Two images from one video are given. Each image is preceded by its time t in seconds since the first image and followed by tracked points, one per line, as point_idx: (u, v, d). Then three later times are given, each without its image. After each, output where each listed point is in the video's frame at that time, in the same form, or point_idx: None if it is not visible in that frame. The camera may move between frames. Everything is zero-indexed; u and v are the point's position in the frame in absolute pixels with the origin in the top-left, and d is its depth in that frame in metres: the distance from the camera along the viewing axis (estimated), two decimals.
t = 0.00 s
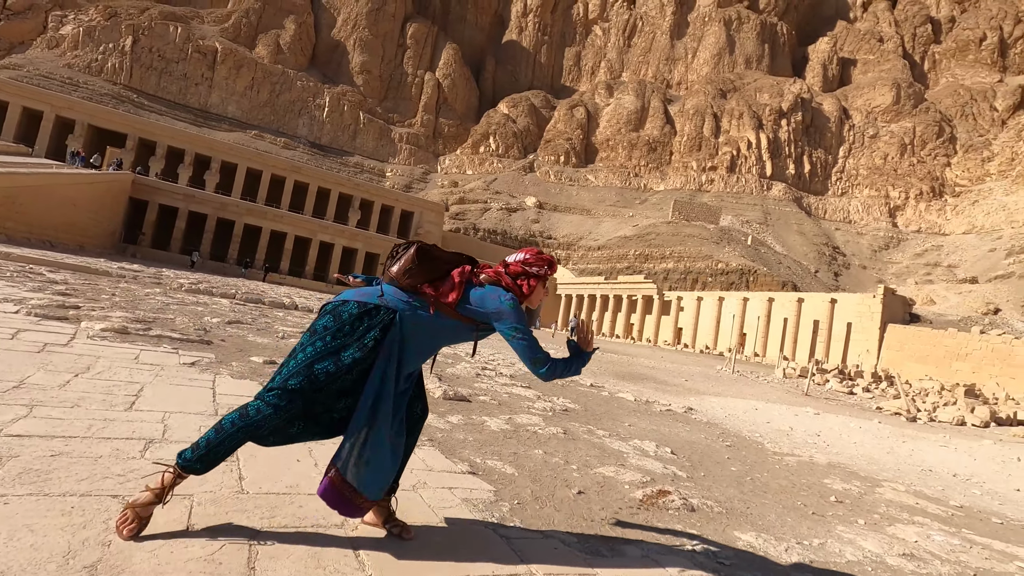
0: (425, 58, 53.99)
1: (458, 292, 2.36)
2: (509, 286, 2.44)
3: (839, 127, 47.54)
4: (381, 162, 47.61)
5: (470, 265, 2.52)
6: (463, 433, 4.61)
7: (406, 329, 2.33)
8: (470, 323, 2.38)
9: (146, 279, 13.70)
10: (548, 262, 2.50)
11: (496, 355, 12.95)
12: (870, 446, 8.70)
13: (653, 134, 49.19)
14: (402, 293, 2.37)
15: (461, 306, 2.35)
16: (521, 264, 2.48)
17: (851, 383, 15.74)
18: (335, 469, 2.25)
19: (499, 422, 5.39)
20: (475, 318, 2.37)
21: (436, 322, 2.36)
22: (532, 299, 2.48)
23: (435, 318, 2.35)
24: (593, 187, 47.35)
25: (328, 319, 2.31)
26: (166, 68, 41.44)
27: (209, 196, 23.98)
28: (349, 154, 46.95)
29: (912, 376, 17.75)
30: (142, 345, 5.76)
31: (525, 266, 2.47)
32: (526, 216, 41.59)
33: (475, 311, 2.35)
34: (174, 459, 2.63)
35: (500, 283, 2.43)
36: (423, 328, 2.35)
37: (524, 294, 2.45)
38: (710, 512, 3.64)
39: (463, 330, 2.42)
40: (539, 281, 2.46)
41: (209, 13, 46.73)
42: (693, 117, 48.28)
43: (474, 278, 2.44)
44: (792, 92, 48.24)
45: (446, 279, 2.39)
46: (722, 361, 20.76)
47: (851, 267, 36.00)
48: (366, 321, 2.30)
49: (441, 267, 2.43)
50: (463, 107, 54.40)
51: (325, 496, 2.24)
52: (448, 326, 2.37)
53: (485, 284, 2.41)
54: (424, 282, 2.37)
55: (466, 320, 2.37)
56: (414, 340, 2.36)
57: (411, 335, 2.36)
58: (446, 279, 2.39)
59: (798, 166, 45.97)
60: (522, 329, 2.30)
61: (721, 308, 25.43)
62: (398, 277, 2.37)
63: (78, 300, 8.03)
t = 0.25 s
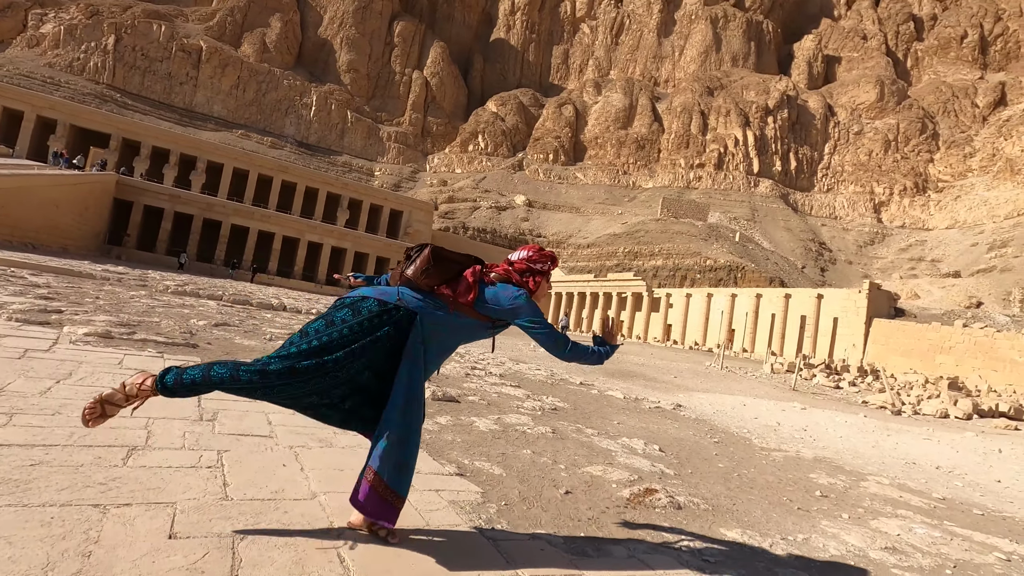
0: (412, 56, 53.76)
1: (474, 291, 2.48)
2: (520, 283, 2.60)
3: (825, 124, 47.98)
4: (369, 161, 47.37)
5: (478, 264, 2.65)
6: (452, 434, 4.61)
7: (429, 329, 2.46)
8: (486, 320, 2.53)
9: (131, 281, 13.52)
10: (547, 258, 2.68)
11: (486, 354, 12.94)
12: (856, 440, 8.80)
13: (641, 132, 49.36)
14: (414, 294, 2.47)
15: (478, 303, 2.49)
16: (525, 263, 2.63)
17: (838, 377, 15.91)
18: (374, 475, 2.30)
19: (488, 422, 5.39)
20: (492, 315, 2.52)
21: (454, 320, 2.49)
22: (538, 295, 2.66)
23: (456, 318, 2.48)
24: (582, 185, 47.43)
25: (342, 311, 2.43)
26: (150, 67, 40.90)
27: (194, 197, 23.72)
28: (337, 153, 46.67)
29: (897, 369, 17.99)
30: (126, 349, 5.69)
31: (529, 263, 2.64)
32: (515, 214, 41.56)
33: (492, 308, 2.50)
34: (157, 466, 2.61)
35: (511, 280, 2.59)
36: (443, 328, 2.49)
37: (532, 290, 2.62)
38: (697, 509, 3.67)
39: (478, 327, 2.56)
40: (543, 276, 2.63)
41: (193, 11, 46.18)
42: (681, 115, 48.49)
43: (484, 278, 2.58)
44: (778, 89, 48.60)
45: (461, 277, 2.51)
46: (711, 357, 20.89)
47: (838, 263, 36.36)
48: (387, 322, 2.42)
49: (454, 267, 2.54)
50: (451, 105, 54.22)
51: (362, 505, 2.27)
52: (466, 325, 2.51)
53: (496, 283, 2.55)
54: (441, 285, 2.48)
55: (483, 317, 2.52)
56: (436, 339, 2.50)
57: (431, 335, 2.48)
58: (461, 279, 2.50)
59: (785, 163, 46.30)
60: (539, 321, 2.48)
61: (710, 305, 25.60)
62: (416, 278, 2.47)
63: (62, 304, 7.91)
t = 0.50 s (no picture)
0: (402, 57, 53.66)
1: (476, 290, 2.45)
2: (519, 283, 2.58)
3: (814, 119, 48.26)
4: (360, 163, 47.22)
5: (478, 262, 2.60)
6: (445, 436, 4.62)
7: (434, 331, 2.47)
8: (487, 319, 2.51)
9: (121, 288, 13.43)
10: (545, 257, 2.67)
11: (481, 355, 12.93)
12: (849, 434, 8.86)
13: (632, 129, 49.49)
14: (415, 290, 2.44)
15: (480, 303, 2.46)
16: (522, 263, 2.61)
17: (831, 370, 16.02)
18: (412, 473, 2.32)
19: (482, 423, 5.39)
20: (493, 314, 2.49)
21: (456, 319, 2.48)
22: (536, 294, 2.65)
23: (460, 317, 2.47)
24: (574, 183, 47.48)
25: (347, 295, 2.41)
26: (137, 71, 40.61)
27: (184, 201, 23.57)
28: (327, 155, 46.50)
29: (889, 362, 18.14)
30: (117, 357, 5.66)
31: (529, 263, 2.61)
32: (507, 214, 41.54)
33: (495, 307, 2.46)
34: (147, 476, 2.59)
35: (511, 279, 2.56)
36: (446, 327, 2.49)
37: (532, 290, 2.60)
38: (689, 506, 3.69)
39: (479, 326, 2.55)
40: (542, 275, 2.62)
41: (180, 15, 45.91)
42: (671, 112, 48.65)
43: (485, 276, 2.54)
44: (768, 85, 48.83)
45: (464, 277, 2.46)
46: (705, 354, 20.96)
47: (828, 257, 36.60)
48: (391, 312, 2.41)
49: (456, 265, 2.49)
50: (441, 105, 54.12)
51: (410, 505, 2.32)
52: (467, 324, 2.50)
53: (498, 282, 2.52)
54: (444, 284, 2.43)
55: (484, 317, 2.49)
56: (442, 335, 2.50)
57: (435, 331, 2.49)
58: (463, 278, 2.45)
59: (775, 158, 46.53)
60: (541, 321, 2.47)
61: (703, 301, 25.69)
62: (421, 276, 2.42)
63: (50, 313, 7.85)
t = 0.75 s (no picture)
0: (398, 57, 53.59)
1: (479, 288, 2.45)
2: (521, 286, 2.56)
3: (813, 108, 48.06)
4: (360, 164, 47.23)
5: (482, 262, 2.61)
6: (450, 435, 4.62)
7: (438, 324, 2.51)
8: (488, 317, 2.51)
9: (125, 295, 13.47)
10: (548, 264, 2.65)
11: (486, 353, 12.93)
12: (857, 423, 8.81)
13: (631, 123, 49.38)
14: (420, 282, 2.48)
15: (482, 300, 2.46)
16: (524, 268, 2.58)
17: (836, 360, 15.98)
18: (441, 460, 2.43)
19: (487, 422, 5.39)
20: (494, 313, 2.50)
21: (459, 315, 2.50)
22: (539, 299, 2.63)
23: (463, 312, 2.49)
24: (574, 179, 47.41)
25: (354, 280, 2.47)
26: (135, 79, 40.67)
27: (185, 207, 23.59)
28: (327, 157, 46.52)
29: (894, 350, 18.10)
30: (121, 365, 5.68)
31: (533, 268, 2.59)
32: (508, 211, 41.49)
33: (496, 306, 2.46)
34: (156, 482, 2.61)
35: (513, 280, 2.55)
36: (448, 322, 2.51)
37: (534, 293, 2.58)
38: (697, 500, 3.68)
39: (480, 325, 2.56)
40: (543, 280, 2.61)
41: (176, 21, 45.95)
42: (670, 105, 48.55)
43: (489, 276, 2.54)
44: (766, 75, 48.63)
45: (469, 274, 2.47)
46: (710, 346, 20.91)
47: (832, 246, 36.53)
48: (394, 299, 2.44)
49: (462, 262, 2.50)
50: (439, 104, 54.05)
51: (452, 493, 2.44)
52: (470, 320, 2.51)
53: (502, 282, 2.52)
54: (448, 279, 2.45)
55: (486, 314, 2.50)
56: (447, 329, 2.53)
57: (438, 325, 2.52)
58: (468, 275, 2.46)
59: (776, 148, 46.36)
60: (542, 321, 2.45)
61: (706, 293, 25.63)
62: (426, 268, 2.45)
63: (55, 322, 7.86)
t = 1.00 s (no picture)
0: (398, 58, 53.61)
1: (480, 291, 2.46)
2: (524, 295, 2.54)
3: (817, 94, 47.72)
4: (363, 166, 47.33)
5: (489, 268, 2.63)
6: (462, 434, 4.64)
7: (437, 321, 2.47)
8: (486, 322, 2.50)
9: (136, 304, 13.61)
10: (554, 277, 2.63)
11: (495, 351, 12.95)
12: (870, 410, 8.77)
13: (633, 116, 49.20)
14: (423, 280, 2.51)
15: (481, 303, 2.46)
16: (529, 277, 2.58)
17: (847, 347, 15.87)
18: (441, 456, 2.34)
19: (499, 420, 5.40)
20: (494, 317, 2.48)
21: (459, 315, 2.47)
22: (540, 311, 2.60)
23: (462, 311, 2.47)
24: (578, 174, 47.31)
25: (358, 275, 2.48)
26: (138, 89, 40.92)
27: (192, 214, 23.73)
28: (330, 160, 46.65)
29: (906, 336, 17.99)
30: (135, 373, 5.75)
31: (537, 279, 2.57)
32: (513, 209, 41.47)
33: (494, 310, 2.46)
34: (173, 487, 2.64)
35: (515, 288, 2.55)
36: (447, 320, 2.48)
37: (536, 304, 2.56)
38: (711, 491, 3.69)
39: (480, 329, 2.54)
40: (546, 293, 2.58)
41: (177, 30, 46.19)
42: (672, 96, 48.33)
43: (493, 283, 2.56)
44: (768, 63, 48.29)
45: (473, 276, 2.50)
46: (719, 337, 20.83)
47: (840, 233, 36.28)
48: (397, 294, 2.44)
49: (469, 266, 2.55)
50: (440, 104, 54.05)
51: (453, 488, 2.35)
52: (467, 323, 2.49)
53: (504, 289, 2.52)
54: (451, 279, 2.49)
55: (484, 319, 2.48)
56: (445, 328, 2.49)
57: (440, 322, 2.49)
58: (471, 278, 2.49)
59: (780, 137, 46.05)
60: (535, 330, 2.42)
61: (713, 285, 25.53)
62: (432, 267, 2.50)
63: (69, 333, 7.95)
